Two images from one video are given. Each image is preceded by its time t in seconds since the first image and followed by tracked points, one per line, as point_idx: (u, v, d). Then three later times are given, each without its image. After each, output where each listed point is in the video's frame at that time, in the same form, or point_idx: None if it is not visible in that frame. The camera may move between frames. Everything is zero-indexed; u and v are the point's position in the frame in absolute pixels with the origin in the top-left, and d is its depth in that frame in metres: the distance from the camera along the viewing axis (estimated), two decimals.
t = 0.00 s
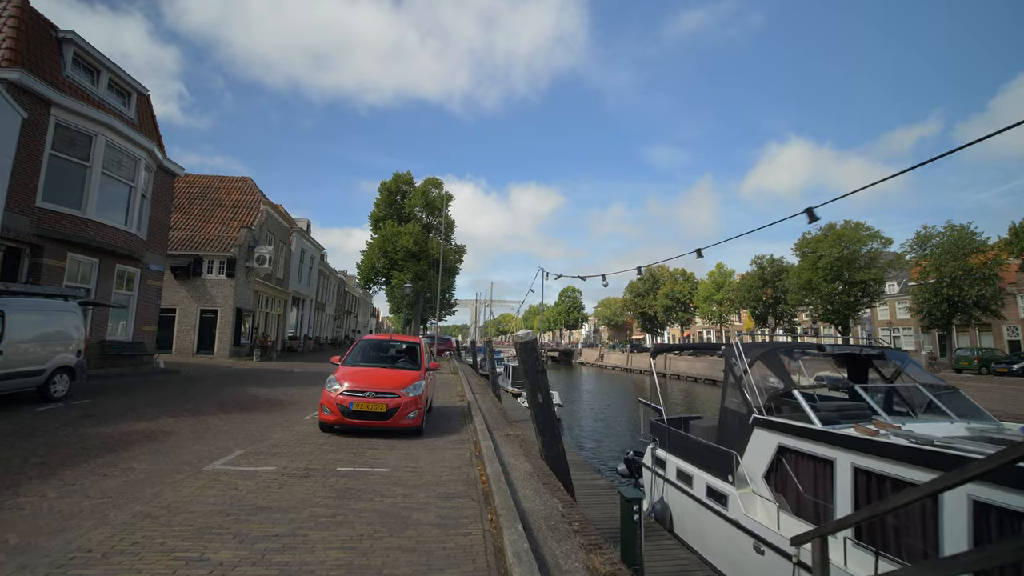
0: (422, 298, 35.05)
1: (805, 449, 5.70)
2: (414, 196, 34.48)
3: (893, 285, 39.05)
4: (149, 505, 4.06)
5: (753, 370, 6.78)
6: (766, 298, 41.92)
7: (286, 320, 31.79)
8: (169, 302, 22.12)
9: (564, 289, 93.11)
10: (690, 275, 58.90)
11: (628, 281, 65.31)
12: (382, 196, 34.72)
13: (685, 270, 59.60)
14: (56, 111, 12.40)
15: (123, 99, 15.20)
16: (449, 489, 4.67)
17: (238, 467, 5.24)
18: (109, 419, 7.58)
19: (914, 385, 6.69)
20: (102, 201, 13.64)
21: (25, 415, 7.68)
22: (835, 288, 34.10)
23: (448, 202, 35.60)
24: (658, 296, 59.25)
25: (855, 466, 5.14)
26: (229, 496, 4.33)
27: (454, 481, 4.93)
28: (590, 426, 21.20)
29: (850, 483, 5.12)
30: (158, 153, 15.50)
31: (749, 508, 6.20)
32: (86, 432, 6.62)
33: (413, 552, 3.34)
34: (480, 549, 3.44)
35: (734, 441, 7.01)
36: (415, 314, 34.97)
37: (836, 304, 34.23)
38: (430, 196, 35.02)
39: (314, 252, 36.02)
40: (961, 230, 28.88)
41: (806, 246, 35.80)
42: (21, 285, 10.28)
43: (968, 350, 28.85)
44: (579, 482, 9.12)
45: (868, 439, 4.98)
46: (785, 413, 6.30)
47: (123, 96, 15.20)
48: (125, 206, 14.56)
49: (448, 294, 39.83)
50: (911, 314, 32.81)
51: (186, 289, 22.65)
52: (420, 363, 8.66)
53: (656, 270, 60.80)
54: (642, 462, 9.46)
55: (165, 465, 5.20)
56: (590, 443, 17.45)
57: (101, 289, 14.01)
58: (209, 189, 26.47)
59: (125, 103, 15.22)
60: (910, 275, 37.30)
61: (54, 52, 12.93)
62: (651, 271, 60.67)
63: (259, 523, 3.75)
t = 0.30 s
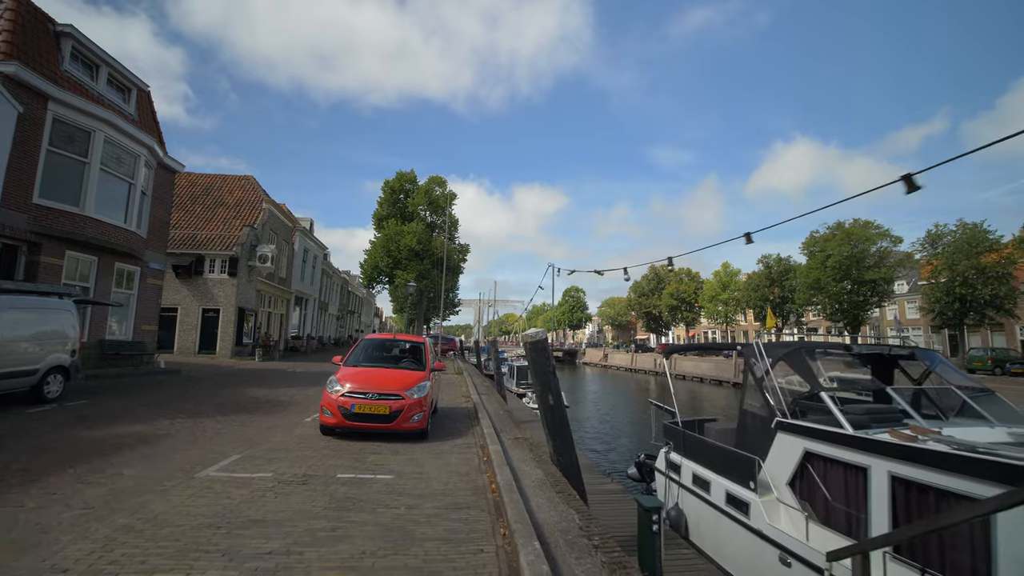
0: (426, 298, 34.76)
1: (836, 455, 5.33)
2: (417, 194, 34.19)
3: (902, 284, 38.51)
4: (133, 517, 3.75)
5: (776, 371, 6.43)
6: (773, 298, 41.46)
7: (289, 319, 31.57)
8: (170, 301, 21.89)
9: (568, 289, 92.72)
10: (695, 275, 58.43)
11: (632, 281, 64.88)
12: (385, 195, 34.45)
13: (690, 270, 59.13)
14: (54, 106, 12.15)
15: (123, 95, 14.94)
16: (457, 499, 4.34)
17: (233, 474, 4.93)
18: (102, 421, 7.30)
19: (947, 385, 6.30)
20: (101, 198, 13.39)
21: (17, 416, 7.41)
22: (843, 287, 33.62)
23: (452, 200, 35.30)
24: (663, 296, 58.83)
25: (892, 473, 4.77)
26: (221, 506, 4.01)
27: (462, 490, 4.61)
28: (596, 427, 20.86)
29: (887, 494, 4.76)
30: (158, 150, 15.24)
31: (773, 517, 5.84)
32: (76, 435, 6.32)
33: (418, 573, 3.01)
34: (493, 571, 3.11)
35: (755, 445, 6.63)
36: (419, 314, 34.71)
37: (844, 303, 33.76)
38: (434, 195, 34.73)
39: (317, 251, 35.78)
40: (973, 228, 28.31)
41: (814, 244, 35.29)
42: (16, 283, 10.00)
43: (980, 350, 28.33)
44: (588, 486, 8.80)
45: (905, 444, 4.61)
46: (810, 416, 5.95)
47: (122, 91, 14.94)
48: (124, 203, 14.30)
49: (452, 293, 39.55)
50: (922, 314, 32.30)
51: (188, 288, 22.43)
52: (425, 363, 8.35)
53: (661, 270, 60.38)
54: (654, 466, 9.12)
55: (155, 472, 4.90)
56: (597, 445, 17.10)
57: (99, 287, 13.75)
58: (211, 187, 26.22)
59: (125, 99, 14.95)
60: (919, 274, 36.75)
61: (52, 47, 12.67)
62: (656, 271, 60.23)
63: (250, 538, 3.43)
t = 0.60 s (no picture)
0: (430, 297, 34.49)
1: (871, 464, 4.93)
2: (422, 193, 33.91)
3: (913, 284, 37.95)
4: (118, 535, 3.45)
5: (802, 374, 6.06)
6: (781, 298, 40.99)
7: (293, 319, 31.37)
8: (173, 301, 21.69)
9: (573, 289, 92.33)
10: (701, 275, 57.97)
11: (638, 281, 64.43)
12: (390, 194, 34.19)
13: (696, 270, 58.66)
14: (52, 101, 11.91)
15: (124, 91, 14.69)
16: (468, 514, 4.02)
17: (228, 484, 4.63)
18: (96, 425, 7.01)
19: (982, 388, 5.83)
20: (100, 196, 13.15)
21: (9, 420, 7.14)
22: (853, 286, 33.11)
23: (456, 199, 35.02)
24: (668, 296, 58.39)
25: (935, 487, 4.35)
26: (214, 522, 3.71)
27: (473, 503, 4.28)
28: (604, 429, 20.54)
29: (929, 509, 4.34)
30: (159, 147, 14.99)
31: (802, 530, 5.45)
32: (67, 441, 6.04)
33: None
34: None
35: (780, 453, 6.25)
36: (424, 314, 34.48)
37: (854, 304, 33.24)
38: (439, 194, 34.43)
39: (321, 251, 35.58)
40: (987, 227, 27.75)
41: (823, 243, 34.79)
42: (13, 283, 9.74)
43: (995, 351, 27.77)
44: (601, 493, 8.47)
45: (951, 455, 4.18)
46: (840, 423, 5.57)
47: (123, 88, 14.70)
48: (125, 201, 14.06)
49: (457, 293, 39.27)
50: (934, 314, 31.75)
51: (191, 288, 22.21)
52: (431, 366, 8.04)
53: (666, 270, 59.93)
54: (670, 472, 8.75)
55: (146, 482, 4.60)
56: (605, 448, 16.74)
57: (99, 287, 13.50)
58: (215, 186, 26.00)
59: (126, 95, 14.69)
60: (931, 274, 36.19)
61: (51, 41, 12.43)
62: (661, 271, 59.78)
63: (244, 560, 3.12)
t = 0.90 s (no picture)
0: (435, 296, 34.24)
1: (912, 473, 4.55)
2: (427, 192, 33.62)
3: (925, 284, 37.36)
4: (97, 552, 3.14)
5: (832, 376, 5.69)
6: (790, 297, 40.50)
7: (297, 319, 31.16)
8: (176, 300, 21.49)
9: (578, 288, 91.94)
10: (708, 274, 57.48)
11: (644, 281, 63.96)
12: (394, 192, 33.94)
13: (703, 269, 58.17)
14: (51, 96, 11.67)
15: (126, 86, 14.46)
16: (480, 529, 3.69)
17: (224, 493, 4.32)
18: (91, 427, 6.74)
19: None
20: (101, 192, 12.91)
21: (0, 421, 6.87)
22: (864, 286, 32.60)
23: (461, 197, 34.72)
24: (675, 295, 57.92)
25: (988, 499, 3.97)
26: (205, 536, 3.40)
27: (486, 516, 3.96)
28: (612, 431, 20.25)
29: (982, 523, 3.95)
30: (161, 143, 14.76)
31: (835, 543, 5.08)
32: (58, 444, 5.75)
33: None
34: None
35: (807, 458, 5.89)
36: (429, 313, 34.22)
37: (865, 303, 32.72)
38: (444, 192, 34.13)
39: (326, 250, 35.36)
40: (1003, 225, 27.18)
41: (834, 242, 34.29)
42: (9, 280, 9.49)
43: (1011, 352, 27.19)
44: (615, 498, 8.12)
45: (1009, 466, 3.79)
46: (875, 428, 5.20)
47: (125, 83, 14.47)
48: (126, 198, 13.83)
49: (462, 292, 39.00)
50: (947, 313, 31.22)
51: (194, 287, 22.00)
52: (438, 366, 7.72)
53: (672, 269, 59.45)
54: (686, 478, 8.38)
55: (135, 490, 4.30)
56: (614, 451, 16.37)
57: (100, 285, 13.27)
58: (218, 184, 25.80)
59: (128, 91, 14.47)
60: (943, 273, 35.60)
61: (50, 35, 12.20)
62: (667, 270, 59.32)
63: None
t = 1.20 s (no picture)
0: (443, 296, 34.01)
1: (966, 488, 4.23)
2: (433, 191, 33.40)
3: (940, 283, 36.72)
4: None
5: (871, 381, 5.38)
6: (801, 297, 39.98)
7: (304, 319, 31.02)
8: (183, 300, 21.36)
9: (584, 288, 91.46)
10: (717, 274, 56.96)
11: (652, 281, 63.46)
12: (401, 192, 33.74)
13: (712, 269, 57.65)
14: (55, 93, 11.49)
15: (131, 85, 14.28)
16: (500, 550, 3.39)
17: (223, 506, 4.05)
18: (90, 431, 6.50)
19: None
20: (106, 191, 12.73)
21: None
22: (880, 285, 32.14)
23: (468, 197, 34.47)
24: (683, 296, 57.43)
25: None
26: (201, 558, 3.12)
27: (504, 535, 3.67)
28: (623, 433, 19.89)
29: None
30: (167, 143, 14.57)
31: (879, 561, 4.75)
32: (52, 450, 5.48)
33: None
34: None
35: (845, 470, 5.56)
36: (436, 313, 34.00)
37: (880, 303, 32.16)
38: (450, 191, 33.89)
39: (333, 250, 35.23)
40: None
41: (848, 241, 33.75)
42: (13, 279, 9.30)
43: None
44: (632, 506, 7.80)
45: None
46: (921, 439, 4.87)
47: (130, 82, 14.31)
48: (132, 197, 13.66)
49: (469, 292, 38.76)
50: (964, 314, 30.62)
51: (201, 287, 21.87)
52: (448, 368, 7.43)
53: (681, 269, 58.94)
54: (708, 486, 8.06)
55: (129, 503, 4.03)
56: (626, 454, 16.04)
57: (106, 285, 13.09)
58: (225, 184, 25.68)
59: (133, 90, 14.29)
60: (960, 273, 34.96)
61: (55, 32, 12.03)
62: (676, 270, 58.82)
63: None
